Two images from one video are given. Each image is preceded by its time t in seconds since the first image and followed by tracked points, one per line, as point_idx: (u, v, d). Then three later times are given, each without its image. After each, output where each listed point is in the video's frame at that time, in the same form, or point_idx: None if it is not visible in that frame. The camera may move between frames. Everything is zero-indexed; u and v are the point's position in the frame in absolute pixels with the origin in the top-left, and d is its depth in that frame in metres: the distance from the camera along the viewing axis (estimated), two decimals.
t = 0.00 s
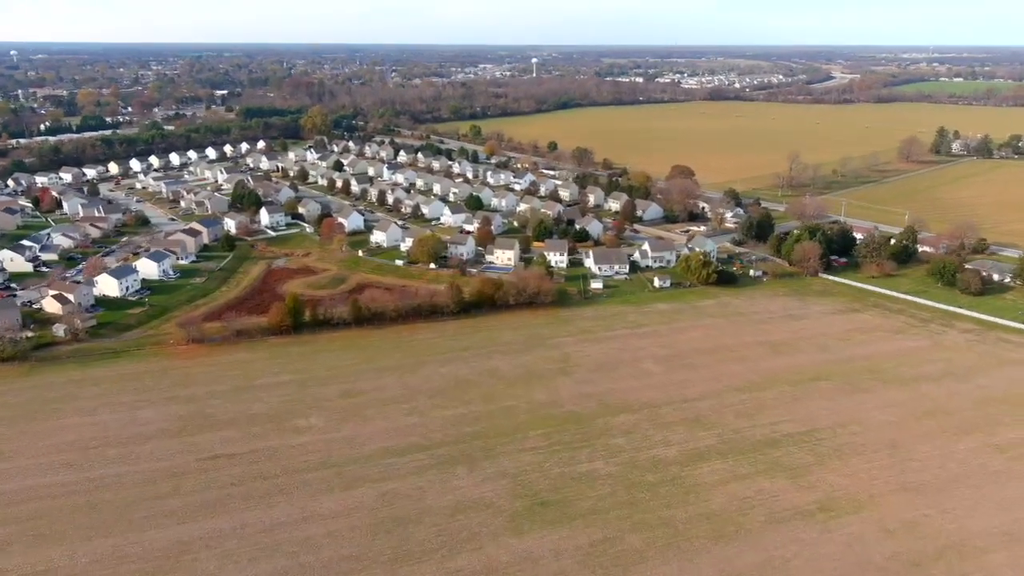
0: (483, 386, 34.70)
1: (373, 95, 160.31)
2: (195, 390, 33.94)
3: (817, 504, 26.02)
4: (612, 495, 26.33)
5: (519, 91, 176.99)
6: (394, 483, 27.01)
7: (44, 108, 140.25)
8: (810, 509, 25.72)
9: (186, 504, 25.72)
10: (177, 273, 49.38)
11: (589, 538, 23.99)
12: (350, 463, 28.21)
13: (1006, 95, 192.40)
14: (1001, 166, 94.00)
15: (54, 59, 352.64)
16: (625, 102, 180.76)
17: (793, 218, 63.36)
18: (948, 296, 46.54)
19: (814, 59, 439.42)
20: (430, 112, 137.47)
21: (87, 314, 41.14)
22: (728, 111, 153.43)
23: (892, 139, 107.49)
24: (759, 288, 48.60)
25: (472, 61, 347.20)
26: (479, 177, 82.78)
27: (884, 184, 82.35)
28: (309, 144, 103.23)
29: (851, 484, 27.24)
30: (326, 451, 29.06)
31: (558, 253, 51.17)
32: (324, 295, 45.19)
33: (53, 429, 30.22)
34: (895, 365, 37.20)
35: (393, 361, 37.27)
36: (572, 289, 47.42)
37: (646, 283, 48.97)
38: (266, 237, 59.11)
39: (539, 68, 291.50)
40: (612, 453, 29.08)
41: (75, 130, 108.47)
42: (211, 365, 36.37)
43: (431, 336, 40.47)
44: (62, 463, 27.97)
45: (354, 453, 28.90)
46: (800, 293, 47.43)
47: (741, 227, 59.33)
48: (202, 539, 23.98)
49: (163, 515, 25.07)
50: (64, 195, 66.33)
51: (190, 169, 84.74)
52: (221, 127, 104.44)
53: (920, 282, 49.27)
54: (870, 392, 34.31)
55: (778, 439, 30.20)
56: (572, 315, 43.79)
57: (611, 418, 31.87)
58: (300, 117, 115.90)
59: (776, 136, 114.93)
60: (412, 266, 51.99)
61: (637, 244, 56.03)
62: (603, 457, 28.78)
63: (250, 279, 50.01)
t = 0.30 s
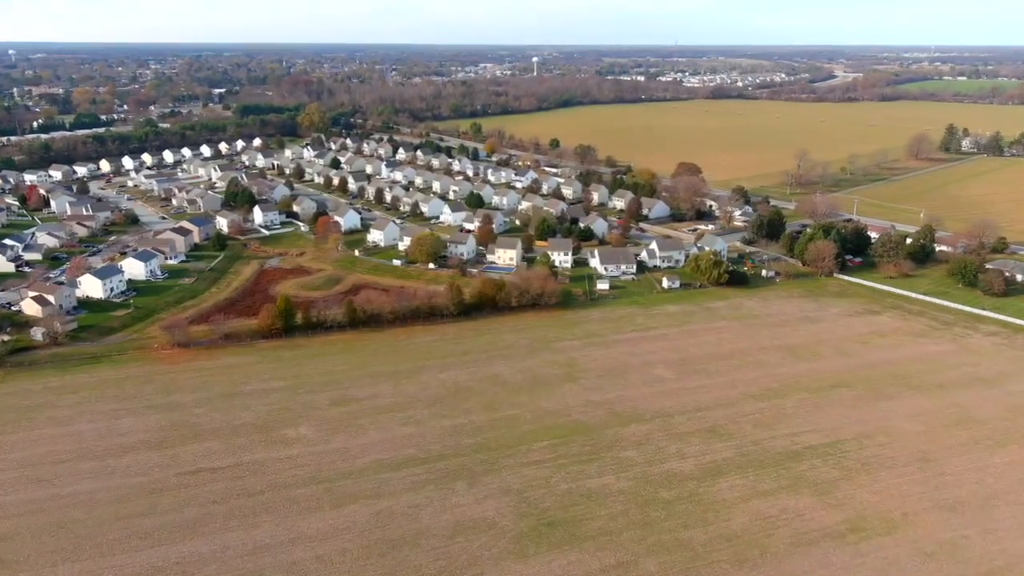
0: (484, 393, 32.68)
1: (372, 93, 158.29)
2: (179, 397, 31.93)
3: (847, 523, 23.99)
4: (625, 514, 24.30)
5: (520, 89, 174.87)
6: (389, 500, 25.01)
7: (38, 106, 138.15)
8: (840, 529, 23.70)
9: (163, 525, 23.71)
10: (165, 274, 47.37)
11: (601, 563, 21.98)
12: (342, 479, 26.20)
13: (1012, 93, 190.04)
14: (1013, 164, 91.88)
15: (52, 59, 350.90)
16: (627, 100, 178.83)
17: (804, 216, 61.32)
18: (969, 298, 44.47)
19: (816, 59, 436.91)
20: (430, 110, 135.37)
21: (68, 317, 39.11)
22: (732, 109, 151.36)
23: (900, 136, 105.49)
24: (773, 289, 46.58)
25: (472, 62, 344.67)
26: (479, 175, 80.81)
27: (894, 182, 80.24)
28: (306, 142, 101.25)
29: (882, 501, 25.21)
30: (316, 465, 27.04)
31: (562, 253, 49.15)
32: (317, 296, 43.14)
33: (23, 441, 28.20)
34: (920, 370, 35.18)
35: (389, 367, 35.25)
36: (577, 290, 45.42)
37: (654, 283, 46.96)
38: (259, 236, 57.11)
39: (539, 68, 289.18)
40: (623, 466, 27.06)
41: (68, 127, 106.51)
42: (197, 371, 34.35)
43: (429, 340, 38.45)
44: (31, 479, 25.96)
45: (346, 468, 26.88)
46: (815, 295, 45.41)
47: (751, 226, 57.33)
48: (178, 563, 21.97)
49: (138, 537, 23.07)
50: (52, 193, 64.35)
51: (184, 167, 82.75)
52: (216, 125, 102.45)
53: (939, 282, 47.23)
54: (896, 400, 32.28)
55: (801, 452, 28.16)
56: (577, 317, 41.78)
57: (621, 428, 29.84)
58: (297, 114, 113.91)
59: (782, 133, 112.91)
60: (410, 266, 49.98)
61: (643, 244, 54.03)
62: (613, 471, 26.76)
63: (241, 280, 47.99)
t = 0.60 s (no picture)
0: (486, 403, 30.32)
1: (370, 91, 155.76)
2: (155, 408, 29.56)
3: (888, 551, 21.63)
4: (642, 541, 21.92)
5: (520, 87, 172.38)
6: (380, 525, 22.63)
7: (30, 104, 135.57)
8: (881, 558, 21.33)
9: (129, 554, 21.31)
10: (149, 274, 44.99)
11: None
12: (329, 500, 23.85)
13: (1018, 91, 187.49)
14: None
15: (49, 57, 348.23)
16: (630, 98, 176.31)
17: (817, 214, 58.96)
18: (997, 299, 42.10)
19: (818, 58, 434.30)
20: (429, 107, 132.92)
21: (42, 320, 36.74)
22: (736, 107, 148.86)
23: (909, 133, 103.05)
24: (789, 290, 44.23)
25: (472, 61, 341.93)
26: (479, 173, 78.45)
27: (907, 179, 77.87)
28: (301, 139, 98.87)
29: (925, 525, 22.83)
30: (302, 484, 24.67)
31: (567, 252, 46.75)
32: (308, 298, 40.78)
33: None
34: (953, 377, 32.81)
35: (384, 374, 32.88)
36: (583, 292, 43.03)
37: (663, 284, 44.61)
38: (250, 235, 54.72)
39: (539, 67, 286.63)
40: (638, 486, 24.69)
41: (58, 125, 104.11)
42: (177, 379, 31.98)
43: (427, 345, 36.10)
44: None
45: (335, 487, 24.51)
46: (833, 296, 43.05)
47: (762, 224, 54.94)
48: None
49: (100, 568, 20.68)
50: (35, 190, 62.00)
51: (175, 164, 80.39)
52: (209, 122, 100.14)
53: (964, 283, 44.85)
54: (929, 410, 29.92)
55: (831, 469, 25.79)
56: (584, 320, 39.42)
57: (634, 442, 27.46)
58: (293, 111, 111.55)
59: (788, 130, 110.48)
60: (406, 266, 47.60)
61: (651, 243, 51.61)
62: (628, 491, 24.39)
63: (229, 280, 45.64)
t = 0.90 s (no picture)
0: (486, 413, 28.34)
1: (368, 89, 153.89)
2: (132, 418, 27.58)
3: None
4: (658, 568, 19.94)
5: (520, 85, 170.41)
6: (371, 550, 20.65)
7: (23, 102, 133.52)
8: None
9: None
10: (133, 275, 43.04)
11: None
12: (317, 521, 21.87)
13: None
14: None
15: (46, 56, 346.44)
16: (631, 97, 174.39)
17: (829, 212, 57.02)
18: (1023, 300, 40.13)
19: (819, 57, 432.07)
20: (428, 105, 130.97)
21: (17, 324, 34.76)
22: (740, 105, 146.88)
23: (917, 130, 101.12)
24: (803, 291, 42.29)
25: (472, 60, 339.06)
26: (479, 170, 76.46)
27: (918, 177, 75.88)
28: (297, 136, 96.92)
29: (967, 549, 20.85)
30: (286, 504, 22.70)
31: (570, 251, 44.79)
32: (299, 300, 38.81)
33: None
34: (983, 384, 30.84)
35: (377, 381, 30.92)
36: (588, 293, 41.06)
37: (671, 285, 42.66)
38: (241, 234, 52.75)
39: (540, 64, 285.07)
40: (652, 505, 22.71)
41: (50, 122, 102.18)
42: (156, 387, 30.00)
43: (423, 349, 34.14)
44: None
45: (322, 507, 22.55)
46: (850, 298, 41.11)
47: (773, 222, 53.02)
48: None
49: None
50: (21, 188, 60.07)
51: (167, 162, 78.44)
52: (204, 119, 98.25)
53: (986, 283, 42.89)
54: (960, 420, 27.95)
55: (860, 486, 23.81)
56: (589, 322, 37.48)
57: (645, 455, 25.49)
58: (290, 109, 109.62)
59: (794, 128, 108.49)
60: (402, 266, 45.64)
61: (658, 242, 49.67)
62: (640, 510, 22.42)
63: (217, 281, 43.69)
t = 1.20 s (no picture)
0: (487, 426, 26.04)
1: (366, 86, 151.63)
2: (100, 432, 25.26)
3: None
4: None
5: (520, 83, 168.10)
6: None
7: (15, 99, 131.16)
8: None
9: None
10: (113, 275, 40.74)
11: None
12: (298, 552, 19.56)
13: None
14: None
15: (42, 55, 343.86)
16: (632, 94, 172.18)
17: (843, 210, 54.73)
18: None
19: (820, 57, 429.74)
20: (427, 102, 128.72)
21: None
22: (743, 103, 144.50)
23: (927, 127, 98.79)
24: (821, 293, 39.99)
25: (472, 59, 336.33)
26: (479, 167, 74.18)
27: (931, 174, 73.55)
28: (293, 133, 94.67)
29: None
30: (264, 531, 20.39)
31: (575, 250, 42.47)
32: (287, 302, 36.50)
33: None
34: None
35: (369, 391, 28.62)
36: (594, 295, 38.75)
37: (682, 286, 40.37)
38: (230, 233, 50.45)
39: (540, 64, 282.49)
40: (672, 532, 20.39)
41: (40, 119, 99.89)
42: (129, 398, 27.69)
43: (419, 355, 31.84)
44: None
45: (304, 535, 20.22)
46: (872, 300, 38.80)
47: (786, 220, 50.72)
48: None
49: None
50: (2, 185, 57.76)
51: (157, 158, 76.14)
52: (197, 116, 96.03)
53: (1014, 284, 40.58)
54: (1003, 433, 25.65)
55: (900, 510, 21.48)
56: (595, 326, 35.19)
57: (662, 475, 23.17)
58: (285, 105, 107.36)
59: (800, 125, 106.15)
60: (398, 267, 43.33)
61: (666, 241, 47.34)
62: (658, 538, 20.11)
63: (202, 283, 41.39)
